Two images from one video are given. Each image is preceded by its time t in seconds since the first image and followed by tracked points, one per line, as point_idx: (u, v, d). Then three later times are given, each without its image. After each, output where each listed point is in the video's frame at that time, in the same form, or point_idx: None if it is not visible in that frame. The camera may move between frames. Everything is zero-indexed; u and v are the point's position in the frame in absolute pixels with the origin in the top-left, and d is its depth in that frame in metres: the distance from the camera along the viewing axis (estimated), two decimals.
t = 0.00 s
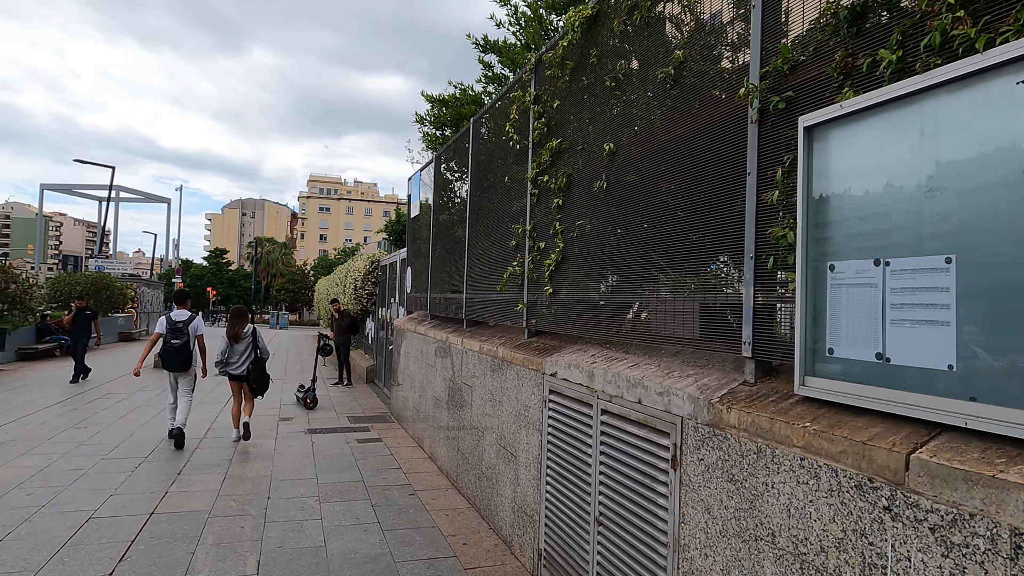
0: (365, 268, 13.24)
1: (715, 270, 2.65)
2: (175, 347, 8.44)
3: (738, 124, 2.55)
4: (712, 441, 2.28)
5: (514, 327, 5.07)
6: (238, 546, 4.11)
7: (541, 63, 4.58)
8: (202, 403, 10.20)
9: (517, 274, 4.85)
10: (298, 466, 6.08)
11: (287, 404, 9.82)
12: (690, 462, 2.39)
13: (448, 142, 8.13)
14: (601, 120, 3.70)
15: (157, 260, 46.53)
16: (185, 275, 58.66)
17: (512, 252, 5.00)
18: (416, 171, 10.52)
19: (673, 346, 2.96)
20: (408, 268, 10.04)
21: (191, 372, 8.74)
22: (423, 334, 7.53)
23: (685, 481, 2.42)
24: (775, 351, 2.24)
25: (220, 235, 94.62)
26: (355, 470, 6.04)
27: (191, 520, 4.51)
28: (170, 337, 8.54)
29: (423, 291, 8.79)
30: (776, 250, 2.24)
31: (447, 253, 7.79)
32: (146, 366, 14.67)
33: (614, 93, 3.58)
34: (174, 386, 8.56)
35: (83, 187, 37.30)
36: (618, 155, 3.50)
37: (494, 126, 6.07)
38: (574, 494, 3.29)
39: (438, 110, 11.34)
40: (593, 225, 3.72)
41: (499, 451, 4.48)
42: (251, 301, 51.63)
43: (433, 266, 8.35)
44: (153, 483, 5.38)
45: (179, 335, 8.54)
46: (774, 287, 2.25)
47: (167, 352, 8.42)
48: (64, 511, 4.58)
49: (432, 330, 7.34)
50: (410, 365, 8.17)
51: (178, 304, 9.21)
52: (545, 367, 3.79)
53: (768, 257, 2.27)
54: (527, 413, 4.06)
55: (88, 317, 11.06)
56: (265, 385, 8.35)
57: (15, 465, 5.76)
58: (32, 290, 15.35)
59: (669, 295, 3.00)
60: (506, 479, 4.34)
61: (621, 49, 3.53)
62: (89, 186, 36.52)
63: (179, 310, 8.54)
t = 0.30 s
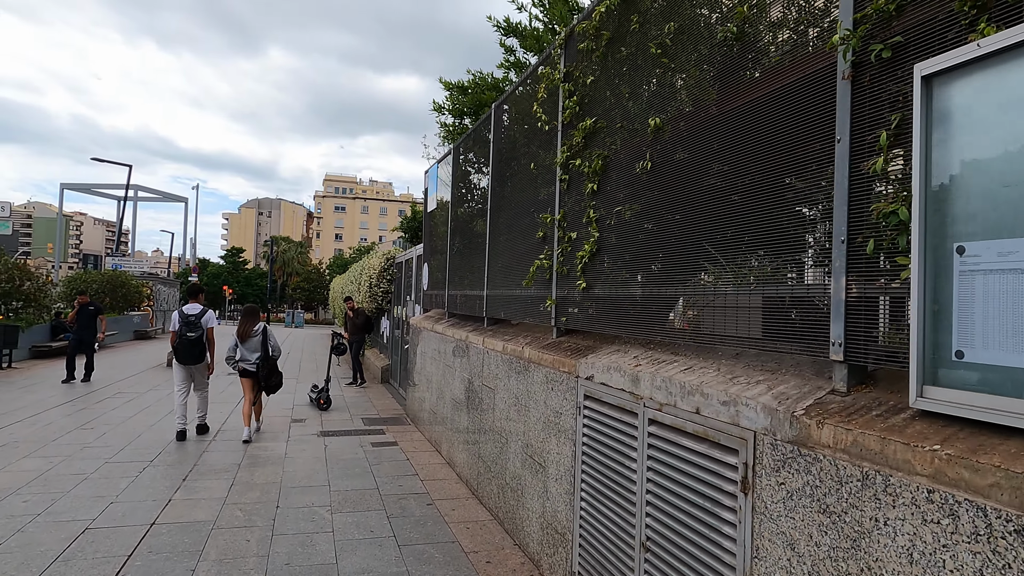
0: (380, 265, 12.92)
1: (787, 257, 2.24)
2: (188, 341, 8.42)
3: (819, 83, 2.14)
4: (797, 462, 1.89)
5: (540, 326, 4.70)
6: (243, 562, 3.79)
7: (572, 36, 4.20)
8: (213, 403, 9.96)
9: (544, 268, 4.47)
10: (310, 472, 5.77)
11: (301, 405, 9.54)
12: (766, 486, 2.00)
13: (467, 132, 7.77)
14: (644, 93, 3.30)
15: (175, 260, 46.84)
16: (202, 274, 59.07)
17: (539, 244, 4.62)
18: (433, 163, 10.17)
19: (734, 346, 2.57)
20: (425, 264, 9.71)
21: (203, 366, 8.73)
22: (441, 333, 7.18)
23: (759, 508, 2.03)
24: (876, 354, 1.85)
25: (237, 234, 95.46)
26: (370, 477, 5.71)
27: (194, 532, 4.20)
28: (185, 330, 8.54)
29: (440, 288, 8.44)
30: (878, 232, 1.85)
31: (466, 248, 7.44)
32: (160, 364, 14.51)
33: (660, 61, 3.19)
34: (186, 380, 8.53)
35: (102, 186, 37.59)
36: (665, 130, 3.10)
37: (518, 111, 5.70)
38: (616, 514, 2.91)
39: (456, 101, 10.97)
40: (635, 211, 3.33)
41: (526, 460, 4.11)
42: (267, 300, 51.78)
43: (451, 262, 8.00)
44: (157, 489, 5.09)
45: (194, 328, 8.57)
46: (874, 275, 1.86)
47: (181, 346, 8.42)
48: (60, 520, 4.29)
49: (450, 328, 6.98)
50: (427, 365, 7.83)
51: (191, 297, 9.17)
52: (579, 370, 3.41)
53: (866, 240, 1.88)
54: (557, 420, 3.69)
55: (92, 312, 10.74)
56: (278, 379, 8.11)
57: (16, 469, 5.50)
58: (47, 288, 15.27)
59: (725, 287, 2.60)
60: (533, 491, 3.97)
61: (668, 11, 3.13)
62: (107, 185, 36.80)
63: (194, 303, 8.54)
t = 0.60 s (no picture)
0: (395, 264, 12.63)
1: (833, 260, 1.98)
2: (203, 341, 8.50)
3: (922, 38, 1.74)
4: (907, 505, 1.51)
5: (566, 329, 4.33)
6: None
7: (602, 10, 3.82)
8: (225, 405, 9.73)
9: (571, 265, 4.09)
10: (320, 482, 5.46)
11: (314, 408, 9.26)
12: (862, 531, 1.62)
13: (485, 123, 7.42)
14: (690, 66, 2.92)
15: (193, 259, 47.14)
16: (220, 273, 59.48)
17: (565, 240, 4.25)
18: (449, 158, 9.85)
19: (804, 355, 2.19)
20: (441, 263, 9.38)
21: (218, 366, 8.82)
22: (458, 335, 6.84)
23: (852, 557, 1.66)
24: (1012, 369, 1.45)
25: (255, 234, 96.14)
26: (383, 487, 5.39)
27: (193, 550, 3.91)
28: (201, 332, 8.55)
29: (457, 288, 8.11)
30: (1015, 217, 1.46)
31: (484, 245, 7.09)
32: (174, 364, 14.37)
33: (710, 29, 2.80)
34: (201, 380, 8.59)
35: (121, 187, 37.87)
36: (715, 106, 2.71)
37: (541, 98, 5.33)
38: (660, 547, 2.55)
39: (474, 92, 10.61)
40: (678, 200, 2.95)
41: (552, 477, 3.75)
42: (284, 299, 51.96)
43: (468, 260, 7.66)
44: (158, 500, 4.81)
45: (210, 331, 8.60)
46: (1008, 271, 1.47)
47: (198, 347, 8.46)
48: (51, 536, 4.02)
49: (467, 330, 6.64)
50: (443, 368, 7.49)
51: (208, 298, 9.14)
52: (614, 380, 3.04)
53: (998, 228, 1.49)
54: (587, 434, 3.33)
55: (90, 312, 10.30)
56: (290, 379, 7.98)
57: (14, 476, 5.27)
58: (64, 287, 15.26)
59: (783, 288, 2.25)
60: (560, 511, 3.61)
61: None
62: (127, 185, 37.07)
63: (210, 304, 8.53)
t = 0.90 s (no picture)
0: (409, 261, 12.26)
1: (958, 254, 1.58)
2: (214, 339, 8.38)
3: None
4: None
5: (592, 330, 3.95)
6: None
7: None
8: (235, 406, 9.47)
9: (600, 260, 3.69)
10: (327, 492, 5.14)
11: (325, 410, 8.96)
12: None
13: (502, 112, 7.03)
14: (747, 23, 2.49)
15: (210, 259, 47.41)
16: (235, 273, 59.84)
17: (593, 232, 3.86)
18: (464, 150, 9.45)
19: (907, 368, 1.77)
20: (455, 260, 9.01)
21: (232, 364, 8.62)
22: (474, 335, 6.48)
23: None
24: None
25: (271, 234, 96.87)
26: (394, 499, 5.04)
27: (185, 571, 3.60)
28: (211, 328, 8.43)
29: (473, 286, 7.73)
30: None
31: (501, 241, 6.71)
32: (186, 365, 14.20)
33: None
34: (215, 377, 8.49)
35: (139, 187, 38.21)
36: (781, 69, 2.28)
37: (563, 80, 4.95)
38: None
39: (491, 78, 10.23)
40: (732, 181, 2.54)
41: (580, 495, 3.37)
42: (299, 298, 52.00)
43: (484, 256, 7.28)
44: (154, 513, 4.51)
45: (219, 327, 8.43)
46: None
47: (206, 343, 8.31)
48: (36, 554, 3.74)
49: (483, 330, 6.27)
50: (459, 370, 7.12)
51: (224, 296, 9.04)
52: (656, 390, 2.64)
53: None
54: (622, 451, 2.93)
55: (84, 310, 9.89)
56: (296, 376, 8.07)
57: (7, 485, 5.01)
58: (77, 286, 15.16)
59: (855, 281, 1.90)
60: (589, 535, 3.23)
61: None
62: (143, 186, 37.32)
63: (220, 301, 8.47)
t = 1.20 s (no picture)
0: (423, 259, 11.91)
1: None
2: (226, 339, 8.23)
3: None
4: None
5: (627, 331, 3.59)
6: None
7: None
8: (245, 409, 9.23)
9: (638, 253, 3.32)
10: (337, 503, 4.85)
11: (337, 413, 8.66)
12: None
13: (523, 99, 6.65)
14: None
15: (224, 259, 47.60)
16: (250, 273, 60.11)
17: (630, 222, 3.48)
18: (481, 142, 9.08)
19: None
20: (472, 257, 8.67)
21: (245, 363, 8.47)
22: (493, 336, 6.14)
23: None
24: None
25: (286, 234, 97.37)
26: (410, 511, 4.73)
27: None
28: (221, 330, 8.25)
29: (491, 284, 7.36)
30: None
31: (521, 236, 6.35)
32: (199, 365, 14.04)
33: None
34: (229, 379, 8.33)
35: (154, 187, 38.43)
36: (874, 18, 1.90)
37: (591, 60, 4.58)
38: None
39: (510, 62, 9.91)
40: (805, 156, 2.17)
41: (617, 516, 3.02)
42: (313, 298, 51.97)
43: (503, 252, 6.91)
44: (154, 526, 4.24)
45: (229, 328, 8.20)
46: None
47: (217, 346, 8.13)
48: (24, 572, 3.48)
49: (502, 330, 5.90)
50: (476, 372, 6.77)
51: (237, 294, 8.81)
52: (712, 401, 2.29)
53: None
54: (669, 469, 2.58)
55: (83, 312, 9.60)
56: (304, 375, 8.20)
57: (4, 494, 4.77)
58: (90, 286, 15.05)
59: (978, 270, 1.57)
60: (629, 562, 2.87)
61: None
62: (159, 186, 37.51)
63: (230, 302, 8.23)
